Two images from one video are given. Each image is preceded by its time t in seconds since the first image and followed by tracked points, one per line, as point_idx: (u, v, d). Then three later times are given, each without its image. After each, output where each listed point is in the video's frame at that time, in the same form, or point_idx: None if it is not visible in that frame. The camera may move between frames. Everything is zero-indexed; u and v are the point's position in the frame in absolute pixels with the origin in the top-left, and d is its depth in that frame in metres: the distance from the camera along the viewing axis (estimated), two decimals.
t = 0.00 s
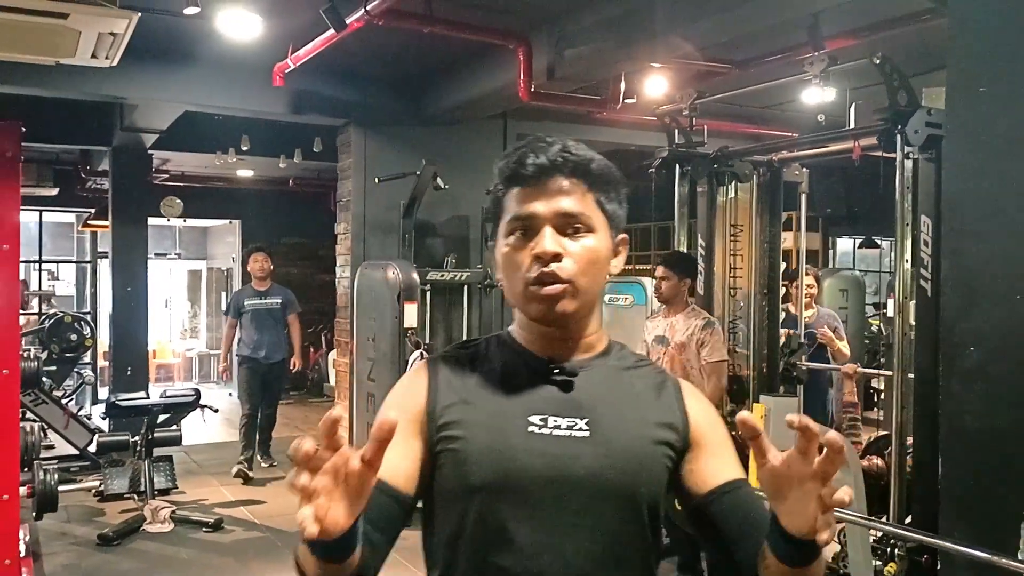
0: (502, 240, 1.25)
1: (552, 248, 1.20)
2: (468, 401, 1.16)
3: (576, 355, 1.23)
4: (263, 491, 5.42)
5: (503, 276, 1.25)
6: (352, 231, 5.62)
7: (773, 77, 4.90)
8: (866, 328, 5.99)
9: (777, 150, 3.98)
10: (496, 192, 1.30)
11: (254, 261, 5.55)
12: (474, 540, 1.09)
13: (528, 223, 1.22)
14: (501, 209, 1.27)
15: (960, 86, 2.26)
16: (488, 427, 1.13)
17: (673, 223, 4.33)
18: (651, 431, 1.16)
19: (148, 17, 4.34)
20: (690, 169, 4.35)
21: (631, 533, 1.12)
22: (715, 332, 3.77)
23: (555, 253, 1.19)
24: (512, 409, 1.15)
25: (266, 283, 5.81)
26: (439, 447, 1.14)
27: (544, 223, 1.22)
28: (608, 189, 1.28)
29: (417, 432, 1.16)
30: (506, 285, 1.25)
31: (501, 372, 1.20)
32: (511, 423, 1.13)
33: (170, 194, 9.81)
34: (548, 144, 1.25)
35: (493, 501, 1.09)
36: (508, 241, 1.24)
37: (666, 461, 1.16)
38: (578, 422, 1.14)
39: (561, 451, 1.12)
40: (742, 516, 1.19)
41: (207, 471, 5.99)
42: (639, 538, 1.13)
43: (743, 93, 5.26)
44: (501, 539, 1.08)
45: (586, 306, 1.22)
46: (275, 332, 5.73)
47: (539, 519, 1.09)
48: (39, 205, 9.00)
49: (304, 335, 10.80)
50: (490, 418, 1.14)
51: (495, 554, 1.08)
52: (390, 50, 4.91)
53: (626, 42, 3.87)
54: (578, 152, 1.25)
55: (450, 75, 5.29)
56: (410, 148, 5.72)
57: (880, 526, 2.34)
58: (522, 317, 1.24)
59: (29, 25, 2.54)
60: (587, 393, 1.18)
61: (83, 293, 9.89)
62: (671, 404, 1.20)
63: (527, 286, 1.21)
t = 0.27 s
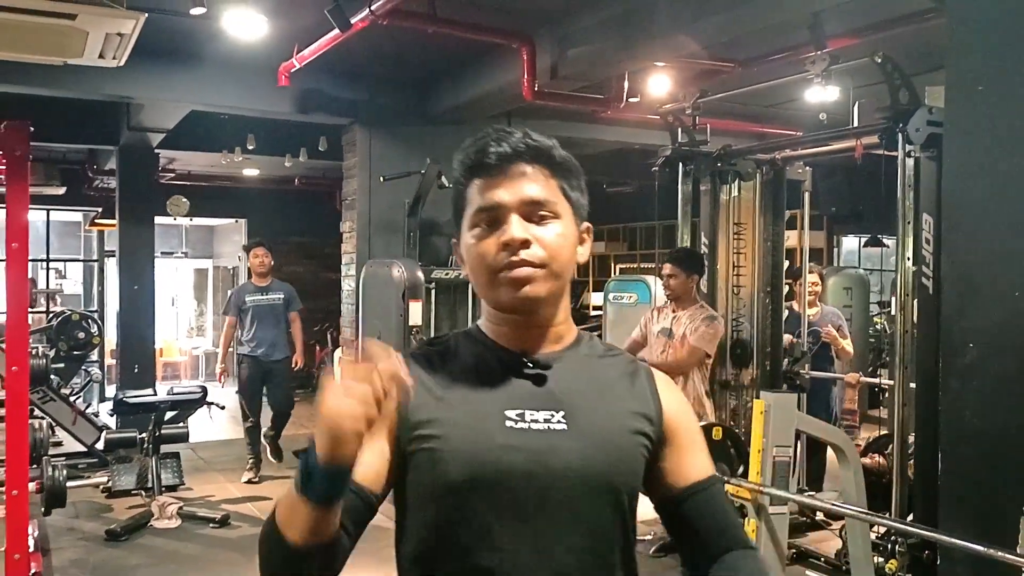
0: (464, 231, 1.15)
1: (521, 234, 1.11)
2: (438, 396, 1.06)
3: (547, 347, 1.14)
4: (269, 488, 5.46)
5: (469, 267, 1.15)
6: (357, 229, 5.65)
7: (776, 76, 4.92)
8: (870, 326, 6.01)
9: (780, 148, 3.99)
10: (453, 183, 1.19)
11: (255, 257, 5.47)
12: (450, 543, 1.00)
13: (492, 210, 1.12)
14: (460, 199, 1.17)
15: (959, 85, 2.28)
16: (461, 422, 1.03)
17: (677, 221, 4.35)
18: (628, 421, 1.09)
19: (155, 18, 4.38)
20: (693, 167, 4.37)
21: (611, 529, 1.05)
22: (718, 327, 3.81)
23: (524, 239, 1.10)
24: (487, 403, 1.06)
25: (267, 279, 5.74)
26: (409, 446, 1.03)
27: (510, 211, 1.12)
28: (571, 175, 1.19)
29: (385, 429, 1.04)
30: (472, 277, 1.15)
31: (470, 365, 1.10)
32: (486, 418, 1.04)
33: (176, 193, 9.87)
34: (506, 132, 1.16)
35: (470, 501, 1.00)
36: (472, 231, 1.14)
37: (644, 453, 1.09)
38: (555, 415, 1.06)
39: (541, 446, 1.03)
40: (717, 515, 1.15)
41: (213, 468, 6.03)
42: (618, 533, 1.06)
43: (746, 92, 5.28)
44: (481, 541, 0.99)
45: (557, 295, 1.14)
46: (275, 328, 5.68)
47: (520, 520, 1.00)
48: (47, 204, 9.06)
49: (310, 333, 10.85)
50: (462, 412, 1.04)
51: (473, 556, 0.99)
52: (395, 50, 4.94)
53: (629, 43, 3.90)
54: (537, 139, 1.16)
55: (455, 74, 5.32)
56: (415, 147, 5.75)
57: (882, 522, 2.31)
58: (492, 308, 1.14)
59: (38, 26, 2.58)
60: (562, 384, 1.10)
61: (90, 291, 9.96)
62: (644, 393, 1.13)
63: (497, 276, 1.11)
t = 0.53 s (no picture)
0: (435, 228, 1.17)
1: (487, 232, 1.12)
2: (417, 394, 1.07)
3: (520, 343, 1.17)
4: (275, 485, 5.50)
5: (440, 265, 1.17)
6: (363, 228, 5.67)
7: (780, 75, 4.93)
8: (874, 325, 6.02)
9: (783, 147, 3.99)
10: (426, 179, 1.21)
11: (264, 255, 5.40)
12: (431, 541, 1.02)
13: (461, 208, 1.14)
14: (432, 196, 1.19)
15: (961, 83, 2.28)
16: (440, 420, 1.05)
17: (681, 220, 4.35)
18: (604, 416, 1.11)
19: (163, 19, 4.41)
20: (697, 166, 4.35)
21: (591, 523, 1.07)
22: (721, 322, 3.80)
23: (491, 237, 1.12)
24: (466, 401, 1.07)
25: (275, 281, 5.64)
26: (390, 444, 1.05)
27: (478, 208, 1.14)
28: (541, 170, 1.20)
29: (364, 433, 1.06)
30: (443, 274, 1.17)
31: (448, 363, 1.12)
32: (465, 415, 1.06)
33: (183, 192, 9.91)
34: (476, 128, 1.17)
35: (452, 497, 1.02)
36: (442, 228, 1.16)
37: (621, 446, 1.12)
38: (535, 411, 1.08)
39: (521, 441, 1.05)
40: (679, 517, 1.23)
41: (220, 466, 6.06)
42: (597, 527, 1.08)
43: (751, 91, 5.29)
44: (463, 537, 1.01)
45: (528, 291, 1.16)
46: (283, 331, 5.56)
47: (502, 515, 1.03)
48: (55, 203, 9.11)
49: (316, 332, 10.89)
50: (441, 410, 1.06)
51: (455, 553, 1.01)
52: (401, 49, 4.96)
53: (634, 42, 3.91)
54: (506, 134, 1.18)
55: (460, 74, 5.34)
56: (420, 146, 5.77)
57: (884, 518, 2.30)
58: (464, 305, 1.16)
59: (46, 26, 2.60)
60: (539, 379, 1.12)
61: (98, 291, 10.01)
62: (618, 388, 1.16)
63: (466, 273, 1.13)
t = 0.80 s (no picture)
0: (430, 223, 1.18)
1: (483, 227, 1.13)
2: (409, 389, 1.08)
3: (512, 340, 1.17)
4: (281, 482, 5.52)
5: (434, 259, 1.18)
6: (368, 226, 5.68)
7: (785, 73, 4.93)
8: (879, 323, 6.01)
9: (789, 145, 3.98)
10: (420, 173, 1.22)
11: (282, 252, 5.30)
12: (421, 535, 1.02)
13: (456, 202, 1.15)
14: (426, 190, 1.20)
15: (963, 81, 2.29)
16: (432, 415, 1.06)
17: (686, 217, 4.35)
18: (592, 411, 1.12)
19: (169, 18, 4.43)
20: (702, 164, 4.36)
21: (581, 518, 1.08)
22: (728, 325, 3.79)
23: (486, 232, 1.13)
24: (458, 396, 1.08)
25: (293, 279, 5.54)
26: (381, 439, 1.05)
27: (473, 202, 1.15)
28: (536, 167, 1.22)
29: (352, 428, 1.06)
30: (437, 269, 1.18)
31: (440, 359, 1.12)
32: (457, 411, 1.07)
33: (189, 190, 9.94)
34: (472, 123, 1.18)
35: (443, 493, 1.02)
36: (437, 222, 1.17)
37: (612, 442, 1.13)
38: (526, 407, 1.09)
39: (512, 437, 1.06)
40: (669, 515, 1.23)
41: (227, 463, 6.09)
42: (586, 522, 1.09)
43: (755, 89, 5.30)
44: (454, 533, 1.02)
45: (520, 287, 1.17)
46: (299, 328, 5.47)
47: (493, 511, 1.03)
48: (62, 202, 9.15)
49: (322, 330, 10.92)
50: (432, 405, 1.07)
51: (445, 547, 1.02)
52: (406, 48, 4.97)
53: (639, 41, 3.92)
54: (502, 131, 1.18)
55: (464, 72, 5.35)
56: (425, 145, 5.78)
57: (888, 514, 2.31)
58: (456, 300, 1.17)
59: (54, 25, 2.62)
60: (530, 376, 1.13)
61: (104, 289, 10.05)
62: (607, 384, 1.17)
63: (460, 267, 1.14)
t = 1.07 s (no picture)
0: (436, 217, 1.18)
1: (488, 220, 1.13)
2: (413, 389, 1.08)
3: (514, 338, 1.17)
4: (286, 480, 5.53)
5: (438, 254, 1.18)
6: (373, 224, 5.69)
7: (790, 71, 4.92)
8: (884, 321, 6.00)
9: (794, 143, 3.97)
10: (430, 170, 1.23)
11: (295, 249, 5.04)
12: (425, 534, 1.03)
13: (463, 197, 1.15)
14: (435, 186, 1.20)
15: (967, 80, 2.28)
16: (436, 415, 1.06)
17: (691, 215, 4.36)
18: (595, 411, 1.12)
19: (174, 17, 4.44)
20: (707, 162, 4.36)
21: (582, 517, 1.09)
22: (732, 325, 3.78)
23: (491, 225, 1.13)
24: (462, 396, 1.08)
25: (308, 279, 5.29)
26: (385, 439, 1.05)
27: (479, 197, 1.15)
28: (544, 171, 1.21)
29: (359, 424, 1.06)
30: (441, 264, 1.18)
31: (445, 358, 1.12)
32: (461, 411, 1.07)
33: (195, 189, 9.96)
34: (484, 122, 1.18)
35: (447, 493, 1.03)
36: (444, 216, 1.17)
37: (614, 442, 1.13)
38: (529, 407, 1.09)
39: (515, 437, 1.06)
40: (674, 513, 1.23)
41: (232, 461, 6.11)
42: (588, 520, 1.10)
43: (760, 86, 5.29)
44: (457, 532, 1.03)
45: (525, 284, 1.16)
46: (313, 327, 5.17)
47: (496, 510, 1.04)
48: (68, 200, 9.17)
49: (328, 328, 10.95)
50: (436, 404, 1.07)
51: (448, 546, 1.02)
52: (410, 46, 4.98)
53: (644, 38, 3.91)
54: (513, 132, 1.18)
55: (469, 70, 5.35)
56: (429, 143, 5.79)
57: (893, 513, 2.30)
58: (459, 294, 1.16)
59: (59, 25, 2.63)
60: (534, 375, 1.13)
61: (110, 287, 10.08)
62: (611, 383, 1.17)
63: (463, 260, 1.14)
